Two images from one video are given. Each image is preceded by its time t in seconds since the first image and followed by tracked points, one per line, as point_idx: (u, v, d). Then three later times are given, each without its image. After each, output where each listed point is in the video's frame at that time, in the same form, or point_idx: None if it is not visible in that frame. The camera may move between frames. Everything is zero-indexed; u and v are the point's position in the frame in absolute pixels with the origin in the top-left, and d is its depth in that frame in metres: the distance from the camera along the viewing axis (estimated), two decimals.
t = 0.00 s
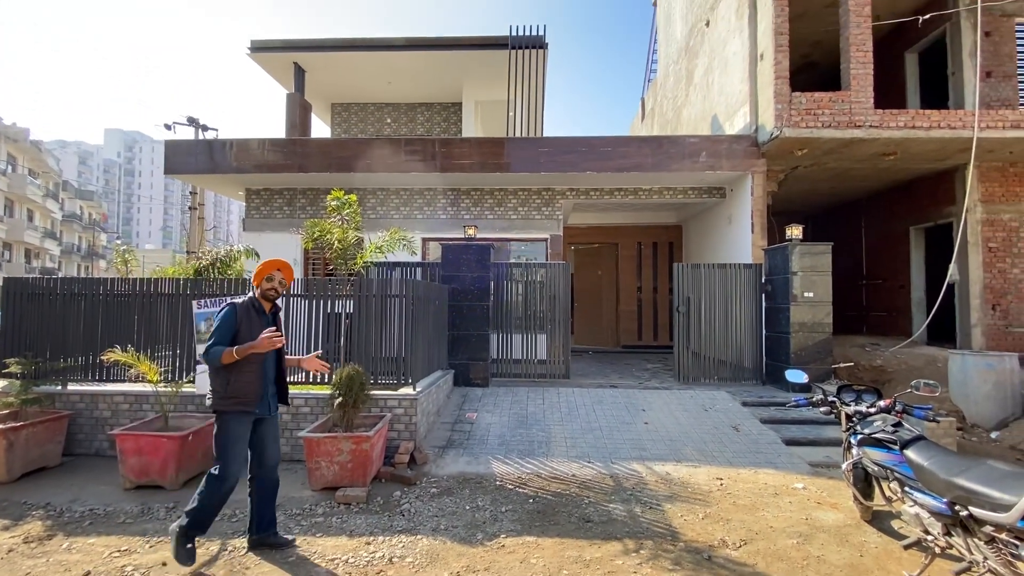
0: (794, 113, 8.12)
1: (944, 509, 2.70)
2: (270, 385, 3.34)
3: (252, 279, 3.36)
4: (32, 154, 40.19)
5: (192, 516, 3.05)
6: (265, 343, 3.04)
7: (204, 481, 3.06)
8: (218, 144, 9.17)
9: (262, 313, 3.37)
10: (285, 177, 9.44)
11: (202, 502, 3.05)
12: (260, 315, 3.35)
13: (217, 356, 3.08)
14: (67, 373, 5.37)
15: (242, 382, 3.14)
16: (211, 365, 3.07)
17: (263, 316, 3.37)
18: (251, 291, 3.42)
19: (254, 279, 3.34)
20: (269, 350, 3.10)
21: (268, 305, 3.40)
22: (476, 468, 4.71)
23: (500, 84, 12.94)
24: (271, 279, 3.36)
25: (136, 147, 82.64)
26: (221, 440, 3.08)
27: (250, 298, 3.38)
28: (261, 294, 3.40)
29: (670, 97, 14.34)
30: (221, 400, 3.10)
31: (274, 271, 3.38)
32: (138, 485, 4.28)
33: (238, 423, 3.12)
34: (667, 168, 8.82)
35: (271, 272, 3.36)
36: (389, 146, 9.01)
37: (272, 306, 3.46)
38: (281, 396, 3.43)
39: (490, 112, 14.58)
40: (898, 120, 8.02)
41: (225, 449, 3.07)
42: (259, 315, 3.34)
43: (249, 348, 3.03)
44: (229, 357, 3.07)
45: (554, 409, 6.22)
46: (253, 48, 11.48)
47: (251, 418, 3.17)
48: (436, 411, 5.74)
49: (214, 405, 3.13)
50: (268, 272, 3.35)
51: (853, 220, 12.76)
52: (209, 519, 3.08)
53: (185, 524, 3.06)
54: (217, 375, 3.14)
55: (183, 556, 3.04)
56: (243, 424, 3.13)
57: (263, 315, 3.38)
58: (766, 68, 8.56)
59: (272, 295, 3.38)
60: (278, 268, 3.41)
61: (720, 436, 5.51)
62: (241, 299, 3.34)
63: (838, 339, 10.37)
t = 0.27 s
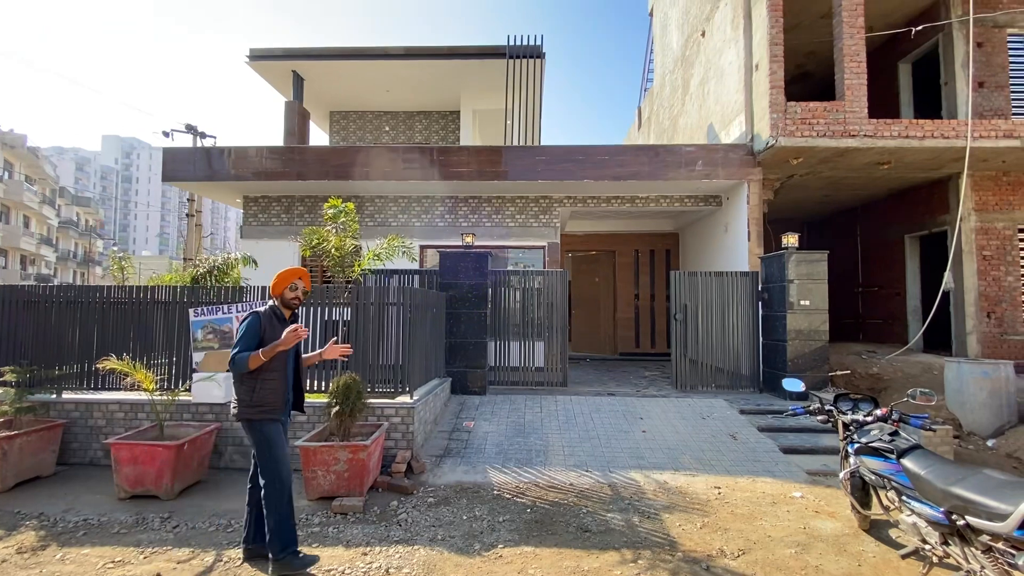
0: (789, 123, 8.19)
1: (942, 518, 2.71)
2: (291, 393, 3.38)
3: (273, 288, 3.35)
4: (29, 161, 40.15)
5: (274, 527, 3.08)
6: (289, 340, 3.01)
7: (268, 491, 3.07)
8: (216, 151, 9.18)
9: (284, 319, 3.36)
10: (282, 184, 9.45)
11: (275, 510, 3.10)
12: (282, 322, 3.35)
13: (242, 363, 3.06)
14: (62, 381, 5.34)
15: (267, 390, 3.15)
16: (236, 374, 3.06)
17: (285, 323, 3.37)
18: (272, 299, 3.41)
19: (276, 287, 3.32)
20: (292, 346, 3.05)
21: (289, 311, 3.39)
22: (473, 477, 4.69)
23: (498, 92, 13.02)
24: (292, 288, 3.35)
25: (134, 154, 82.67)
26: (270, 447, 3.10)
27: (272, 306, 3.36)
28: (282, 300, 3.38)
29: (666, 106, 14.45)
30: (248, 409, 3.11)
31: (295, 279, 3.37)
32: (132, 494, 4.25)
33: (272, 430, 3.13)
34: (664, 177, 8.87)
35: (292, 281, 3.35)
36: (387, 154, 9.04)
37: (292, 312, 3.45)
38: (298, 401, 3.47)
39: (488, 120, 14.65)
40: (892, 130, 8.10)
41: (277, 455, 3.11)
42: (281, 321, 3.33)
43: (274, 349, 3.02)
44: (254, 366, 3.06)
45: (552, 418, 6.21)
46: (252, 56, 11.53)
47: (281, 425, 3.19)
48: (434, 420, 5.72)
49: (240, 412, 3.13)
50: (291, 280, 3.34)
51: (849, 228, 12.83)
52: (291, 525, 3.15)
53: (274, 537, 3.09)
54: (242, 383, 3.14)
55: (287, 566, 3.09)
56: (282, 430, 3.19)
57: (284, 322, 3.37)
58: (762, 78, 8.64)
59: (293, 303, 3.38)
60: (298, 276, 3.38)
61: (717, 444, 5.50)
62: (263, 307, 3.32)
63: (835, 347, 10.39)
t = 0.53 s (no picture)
0: (785, 128, 8.25)
1: (937, 522, 2.71)
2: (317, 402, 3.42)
3: (300, 299, 3.40)
4: (25, 164, 40.03)
5: (337, 518, 3.17)
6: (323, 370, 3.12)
7: (317, 492, 3.13)
8: (213, 155, 9.18)
9: (310, 331, 3.41)
10: (280, 188, 9.44)
11: (332, 504, 3.17)
12: (309, 334, 3.40)
13: (270, 378, 3.10)
14: (58, 386, 5.32)
15: (297, 402, 3.20)
16: (267, 387, 3.08)
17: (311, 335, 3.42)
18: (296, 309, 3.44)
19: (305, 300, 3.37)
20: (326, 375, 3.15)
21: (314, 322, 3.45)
22: (471, 482, 4.68)
23: (496, 97, 13.06)
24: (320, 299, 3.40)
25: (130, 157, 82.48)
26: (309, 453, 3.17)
27: (298, 316, 3.40)
28: (308, 313, 3.43)
29: (663, 110, 14.52)
30: (278, 420, 3.15)
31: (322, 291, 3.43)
32: (128, 500, 4.23)
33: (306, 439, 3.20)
34: (661, 181, 8.91)
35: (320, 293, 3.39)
36: (385, 158, 9.05)
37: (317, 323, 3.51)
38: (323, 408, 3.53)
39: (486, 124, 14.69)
40: (887, 135, 8.16)
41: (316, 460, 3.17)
42: (308, 333, 3.39)
43: (311, 371, 3.11)
44: (286, 378, 3.10)
45: (550, 422, 6.22)
46: (250, 61, 11.55)
47: (313, 432, 3.27)
48: (431, 425, 5.72)
49: (267, 423, 3.16)
50: (320, 292, 3.41)
51: (845, 232, 12.90)
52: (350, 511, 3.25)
53: (340, 526, 3.18)
54: (271, 395, 3.16)
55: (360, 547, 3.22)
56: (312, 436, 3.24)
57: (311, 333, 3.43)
58: (758, 83, 8.70)
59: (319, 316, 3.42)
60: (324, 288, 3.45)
61: (715, 449, 5.51)
62: (289, 319, 3.34)
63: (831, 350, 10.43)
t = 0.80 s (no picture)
0: (782, 128, 8.28)
1: (933, 521, 2.73)
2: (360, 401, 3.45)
3: (329, 298, 3.37)
4: (20, 163, 39.83)
5: (350, 528, 3.21)
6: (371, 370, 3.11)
7: (341, 500, 3.18)
8: (210, 155, 9.15)
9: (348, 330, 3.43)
10: (277, 188, 9.42)
11: (349, 515, 3.21)
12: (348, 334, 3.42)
13: (323, 383, 3.12)
14: (54, 387, 5.30)
15: (346, 403, 3.22)
16: (320, 390, 3.09)
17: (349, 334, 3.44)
18: (325, 308, 3.40)
19: (338, 300, 3.37)
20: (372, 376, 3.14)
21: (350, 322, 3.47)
22: (469, 482, 4.68)
23: (493, 97, 13.06)
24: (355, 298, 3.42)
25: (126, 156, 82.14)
26: (349, 458, 3.22)
27: (332, 317, 3.38)
28: (343, 313, 3.44)
29: (660, 110, 14.54)
30: (328, 422, 3.16)
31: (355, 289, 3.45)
32: (125, 501, 4.22)
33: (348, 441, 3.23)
34: (659, 181, 8.92)
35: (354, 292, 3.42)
36: (382, 158, 9.03)
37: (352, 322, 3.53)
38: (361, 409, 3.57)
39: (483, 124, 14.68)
40: (883, 135, 8.19)
41: (351, 467, 3.23)
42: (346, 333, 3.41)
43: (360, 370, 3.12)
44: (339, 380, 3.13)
45: (547, 421, 6.23)
46: (247, 60, 11.51)
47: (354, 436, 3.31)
48: (429, 425, 5.72)
49: (314, 425, 3.16)
50: (350, 289, 3.41)
51: (841, 232, 12.94)
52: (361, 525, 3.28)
53: (348, 537, 3.21)
54: (321, 398, 3.17)
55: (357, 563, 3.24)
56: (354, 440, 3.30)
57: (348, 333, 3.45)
58: (755, 83, 8.72)
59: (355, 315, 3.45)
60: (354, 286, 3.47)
61: (712, 448, 5.53)
62: (326, 321, 3.34)
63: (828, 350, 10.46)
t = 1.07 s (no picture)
0: (780, 123, 8.27)
1: (929, 513, 2.74)
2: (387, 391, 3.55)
3: (355, 289, 3.43)
4: (14, 159, 39.56)
5: (352, 519, 3.25)
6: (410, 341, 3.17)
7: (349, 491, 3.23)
8: (206, 149, 9.10)
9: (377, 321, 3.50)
10: (273, 183, 9.37)
11: (354, 507, 3.24)
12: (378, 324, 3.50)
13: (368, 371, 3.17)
14: (50, 382, 5.28)
15: (377, 392, 3.34)
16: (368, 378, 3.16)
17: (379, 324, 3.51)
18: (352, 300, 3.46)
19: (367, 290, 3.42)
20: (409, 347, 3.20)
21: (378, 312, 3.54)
22: (467, 476, 4.69)
23: (491, 91, 12.99)
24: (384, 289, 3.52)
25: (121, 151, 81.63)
26: (363, 451, 3.24)
27: (360, 308, 3.44)
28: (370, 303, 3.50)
29: (658, 105, 14.50)
30: (361, 412, 3.25)
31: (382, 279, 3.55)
32: (123, 496, 4.21)
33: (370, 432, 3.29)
34: (657, 176, 8.91)
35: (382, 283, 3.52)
36: (380, 152, 8.99)
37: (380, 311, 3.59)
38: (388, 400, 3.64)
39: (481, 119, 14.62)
40: (881, 130, 8.19)
41: (363, 460, 3.24)
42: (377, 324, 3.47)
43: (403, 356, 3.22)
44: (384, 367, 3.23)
45: (545, 416, 6.24)
46: (242, 54, 11.43)
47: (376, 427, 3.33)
48: (427, 419, 5.72)
49: (342, 416, 3.24)
50: (374, 281, 3.46)
51: (839, 227, 12.96)
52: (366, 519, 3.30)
53: (349, 529, 3.25)
54: (356, 388, 3.25)
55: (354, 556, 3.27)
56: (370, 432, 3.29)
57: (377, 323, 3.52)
58: (753, 78, 8.70)
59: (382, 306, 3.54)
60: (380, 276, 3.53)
61: (709, 442, 5.54)
62: (358, 312, 3.39)
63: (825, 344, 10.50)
